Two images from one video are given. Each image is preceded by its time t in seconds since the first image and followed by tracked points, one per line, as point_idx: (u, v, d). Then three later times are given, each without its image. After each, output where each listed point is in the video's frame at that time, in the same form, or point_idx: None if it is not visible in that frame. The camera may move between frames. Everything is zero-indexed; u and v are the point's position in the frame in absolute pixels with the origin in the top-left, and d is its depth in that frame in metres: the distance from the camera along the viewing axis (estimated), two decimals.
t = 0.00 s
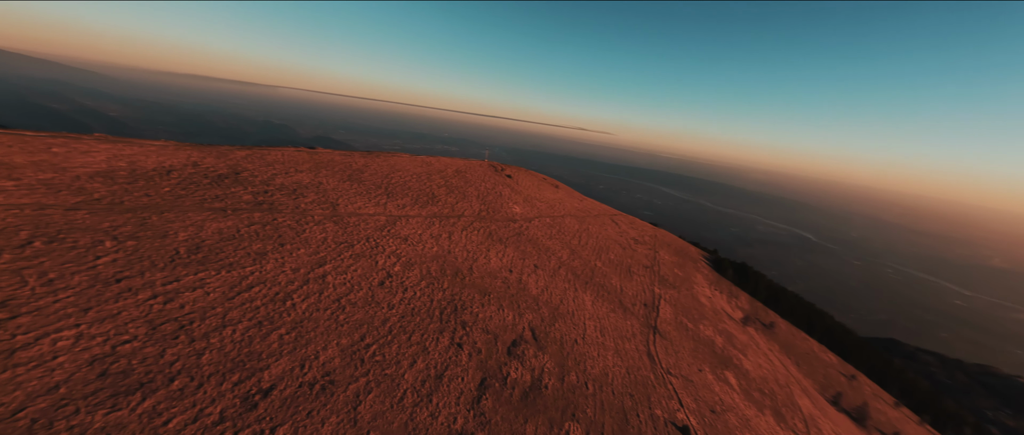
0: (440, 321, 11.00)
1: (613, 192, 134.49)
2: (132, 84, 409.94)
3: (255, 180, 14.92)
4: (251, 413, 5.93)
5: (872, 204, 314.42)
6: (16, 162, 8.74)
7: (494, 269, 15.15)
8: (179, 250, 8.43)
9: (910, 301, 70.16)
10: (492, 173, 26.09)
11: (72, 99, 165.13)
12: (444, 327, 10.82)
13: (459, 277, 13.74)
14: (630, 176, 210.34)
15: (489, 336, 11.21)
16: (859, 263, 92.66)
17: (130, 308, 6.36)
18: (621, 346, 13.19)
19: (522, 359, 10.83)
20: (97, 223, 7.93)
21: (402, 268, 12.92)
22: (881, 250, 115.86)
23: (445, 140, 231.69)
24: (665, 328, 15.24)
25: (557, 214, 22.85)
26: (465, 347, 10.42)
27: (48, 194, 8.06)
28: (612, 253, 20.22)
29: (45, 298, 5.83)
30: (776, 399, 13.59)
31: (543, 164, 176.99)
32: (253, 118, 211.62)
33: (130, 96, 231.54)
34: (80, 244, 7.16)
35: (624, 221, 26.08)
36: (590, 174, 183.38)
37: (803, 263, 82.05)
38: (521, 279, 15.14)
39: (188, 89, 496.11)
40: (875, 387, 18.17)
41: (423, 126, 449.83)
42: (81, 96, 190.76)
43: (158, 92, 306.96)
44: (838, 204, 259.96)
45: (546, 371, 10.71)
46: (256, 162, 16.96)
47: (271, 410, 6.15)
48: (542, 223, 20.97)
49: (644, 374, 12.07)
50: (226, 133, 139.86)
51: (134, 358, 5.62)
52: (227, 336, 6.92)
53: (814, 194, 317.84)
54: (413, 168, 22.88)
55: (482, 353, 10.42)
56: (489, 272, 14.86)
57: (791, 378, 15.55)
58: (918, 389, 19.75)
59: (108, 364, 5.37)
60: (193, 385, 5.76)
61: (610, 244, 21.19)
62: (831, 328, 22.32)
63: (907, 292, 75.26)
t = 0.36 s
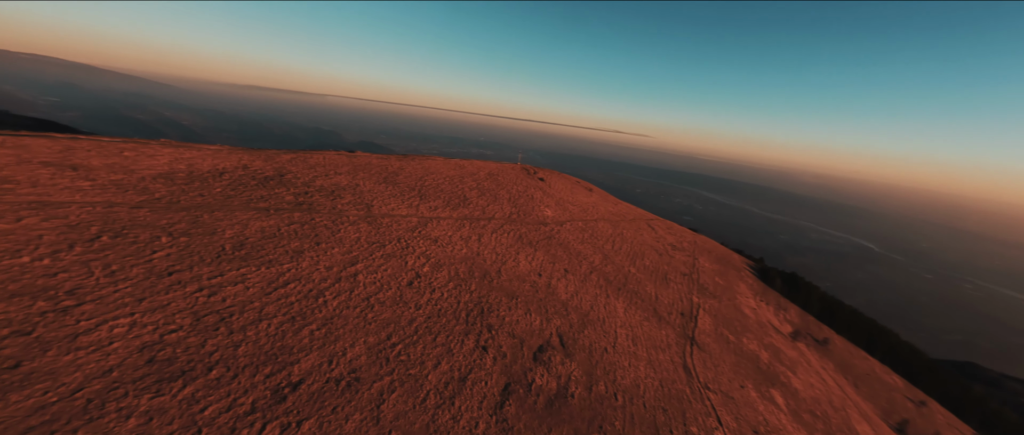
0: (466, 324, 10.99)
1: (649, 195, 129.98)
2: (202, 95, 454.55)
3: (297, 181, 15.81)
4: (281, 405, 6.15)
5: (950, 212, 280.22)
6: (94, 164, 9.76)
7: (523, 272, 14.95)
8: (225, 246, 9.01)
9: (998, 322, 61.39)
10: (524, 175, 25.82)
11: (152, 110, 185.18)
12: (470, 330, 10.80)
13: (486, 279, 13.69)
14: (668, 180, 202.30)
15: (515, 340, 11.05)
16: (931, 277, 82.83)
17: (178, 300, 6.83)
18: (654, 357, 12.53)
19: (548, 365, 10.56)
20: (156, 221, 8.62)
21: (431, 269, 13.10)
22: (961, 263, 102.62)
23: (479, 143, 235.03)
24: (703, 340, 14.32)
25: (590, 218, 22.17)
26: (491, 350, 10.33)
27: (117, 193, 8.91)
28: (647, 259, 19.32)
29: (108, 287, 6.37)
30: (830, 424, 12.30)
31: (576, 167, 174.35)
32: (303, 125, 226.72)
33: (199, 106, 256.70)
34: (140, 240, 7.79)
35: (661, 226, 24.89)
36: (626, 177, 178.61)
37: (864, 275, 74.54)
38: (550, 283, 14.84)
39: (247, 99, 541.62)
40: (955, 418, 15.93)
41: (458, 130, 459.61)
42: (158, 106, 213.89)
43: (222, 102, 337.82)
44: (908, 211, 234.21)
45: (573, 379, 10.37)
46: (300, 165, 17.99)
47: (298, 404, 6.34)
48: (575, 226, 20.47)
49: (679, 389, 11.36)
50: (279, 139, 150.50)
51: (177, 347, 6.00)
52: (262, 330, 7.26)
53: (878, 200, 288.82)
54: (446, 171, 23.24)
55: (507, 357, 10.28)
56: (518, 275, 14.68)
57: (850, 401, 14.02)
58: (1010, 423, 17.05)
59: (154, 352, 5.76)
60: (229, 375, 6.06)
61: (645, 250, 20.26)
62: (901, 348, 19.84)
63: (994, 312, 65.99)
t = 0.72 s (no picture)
0: (491, 327, 10.88)
1: (688, 199, 124.30)
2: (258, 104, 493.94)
3: (336, 183, 16.54)
4: (307, 400, 6.32)
5: None
6: (156, 166, 10.69)
7: (553, 277, 14.60)
8: (265, 244, 9.52)
9: None
10: (557, 178, 25.40)
11: (216, 119, 203.42)
12: (496, 334, 10.67)
13: (514, 283, 13.51)
14: (709, 183, 192.43)
15: (541, 346, 10.78)
16: None
17: (220, 294, 7.26)
18: (691, 370, 11.74)
19: (575, 374, 10.19)
20: (206, 220, 9.27)
21: (459, 271, 13.14)
22: None
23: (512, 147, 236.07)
24: (746, 354, 13.28)
25: (624, 222, 21.35)
26: (516, 355, 10.13)
27: (173, 193, 9.69)
28: (685, 266, 18.27)
29: (160, 280, 6.86)
30: None
31: (611, 170, 170.01)
32: (346, 130, 239.67)
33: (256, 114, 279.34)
34: (190, 237, 8.39)
35: (701, 232, 23.52)
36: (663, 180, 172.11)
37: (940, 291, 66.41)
38: (580, 288, 14.38)
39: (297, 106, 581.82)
40: None
41: (492, 133, 465.21)
42: (221, 115, 235.02)
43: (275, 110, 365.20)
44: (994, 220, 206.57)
45: (602, 390, 9.93)
46: (339, 168, 18.83)
47: (324, 400, 6.49)
48: (608, 231, 19.78)
49: (719, 407, 10.54)
50: (324, 144, 160.04)
51: (216, 339, 6.36)
52: (294, 325, 7.55)
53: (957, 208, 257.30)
54: (478, 174, 23.37)
55: (532, 363, 10.04)
56: (547, 279, 14.36)
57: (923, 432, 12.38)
58: None
59: (196, 342, 6.12)
60: (262, 368, 6.32)
61: (683, 257, 19.18)
62: (986, 374, 17.33)
63: None
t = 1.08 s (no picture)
0: (517, 332, 10.68)
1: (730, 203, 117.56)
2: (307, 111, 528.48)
3: (371, 186, 17.07)
4: (332, 397, 6.45)
5: None
6: (208, 169, 11.54)
7: (583, 282, 14.15)
8: (301, 243, 9.96)
9: None
10: (590, 181, 24.73)
11: (269, 126, 219.73)
12: (521, 339, 10.47)
13: (542, 287, 13.22)
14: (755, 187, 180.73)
15: (568, 354, 10.45)
16: None
17: (257, 289, 7.63)
18: (731, 388, 10.88)
19: (604, 385, 9.75)
20: (249, 219, 9.86)
21: (485, 274, 13.07)
22: None
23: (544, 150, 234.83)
24: (795, 372, 12.13)
25: (660, 228, 20.36)
26: (541, 362, 9.86)
27: (222, 194, 10.42)
28: (726, 275, 17.08)
29: (204, 275, 7.31)
30: None
31: (648, 173, 163.89)
32: (385, 134, 250.09)
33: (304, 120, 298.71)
34: (234, 234, 8.93)
35: (745, 238, 21.96)
36: (704, 183, 163.98)
37: None
38: (612, 295, 13.82)
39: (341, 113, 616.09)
40: None
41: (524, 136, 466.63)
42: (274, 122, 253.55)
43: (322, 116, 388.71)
44: None
45: (631, 404, 9.42)
46: (374, 171, 19.46)
47: (347, 398, 6.59)
48: (643, 236, 18.94)
49: (764, 429, 9.66)
50: (365, 148, 167.78)
51: (251, 333, 6.67)
52: (323, 323, 7.78)
53: None
54: (509, 177, 23.28)
55: (558, 372, 9.73)
56: (577, 285, 13.92)
57: None
58: None
59: (233, 335, 6.44)
60: (291, 362, 6.54)
61: (725, 265, 17.95)
62: None
63: None
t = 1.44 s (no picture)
0: (542, 338, 10.40)
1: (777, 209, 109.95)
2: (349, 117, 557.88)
3: (403, 189, 17.44)
4: (353, 395, 6.52)
5: None
6: (252, 171, 12.29)
7: (613, 289, 13.60)
8: (332, 243, 10.32)
9: None
10: (623, 184, 23.90)
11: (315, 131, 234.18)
12: (545, 345, 10.18)
13: (569, 293, 12.83)
14: (806, 191, 167.79)
15: (595, 363, 10.02)
16: None
17: (289, 286, 7.96)
18: (777, 409, 9.95)
19: (633, 398, 9.23)
20: (286, 219, 10.36)
21: (512, 277, 12.91)
22: None
23: (577, 153, 231.83)
24: (852, 396, 10.90)
25: (698, 233, 19.25)
26: (566, 371, 9.51)
27: (264, 195, 11.03)
28: (772, 286, 15.79)
29: (242, 271, 7.72)
30: None
31: (686, 177, 156.95)
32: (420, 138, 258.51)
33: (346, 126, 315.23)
34: (271, 233, 9.40)
35: (795, 246, 20.25)
36: (748, 187, 154.55)
37: None
38: (644, 303, 13.16)
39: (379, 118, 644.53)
40: None
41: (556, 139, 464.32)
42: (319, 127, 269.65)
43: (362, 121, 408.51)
44: None
45: (663, 421, 8.85)
46: (406, 174, 19.95)
47: (368, 397, 6.64)
48: (679, 242, 17.96)
49: None
50: (401, 152, 174.15)
51: (282, 328, 6.93)
52: (349, 321, 7.95)
53: None
54: (540, 180, 23.01)
55: (584, 382, 9.34)
56: (606, 292, 13.38)
57: None
58: None
59: (264, 330, 6.71)
60: (316, 359, 6.71)
61: (770, 275, 16.61)
62: None
63: None
